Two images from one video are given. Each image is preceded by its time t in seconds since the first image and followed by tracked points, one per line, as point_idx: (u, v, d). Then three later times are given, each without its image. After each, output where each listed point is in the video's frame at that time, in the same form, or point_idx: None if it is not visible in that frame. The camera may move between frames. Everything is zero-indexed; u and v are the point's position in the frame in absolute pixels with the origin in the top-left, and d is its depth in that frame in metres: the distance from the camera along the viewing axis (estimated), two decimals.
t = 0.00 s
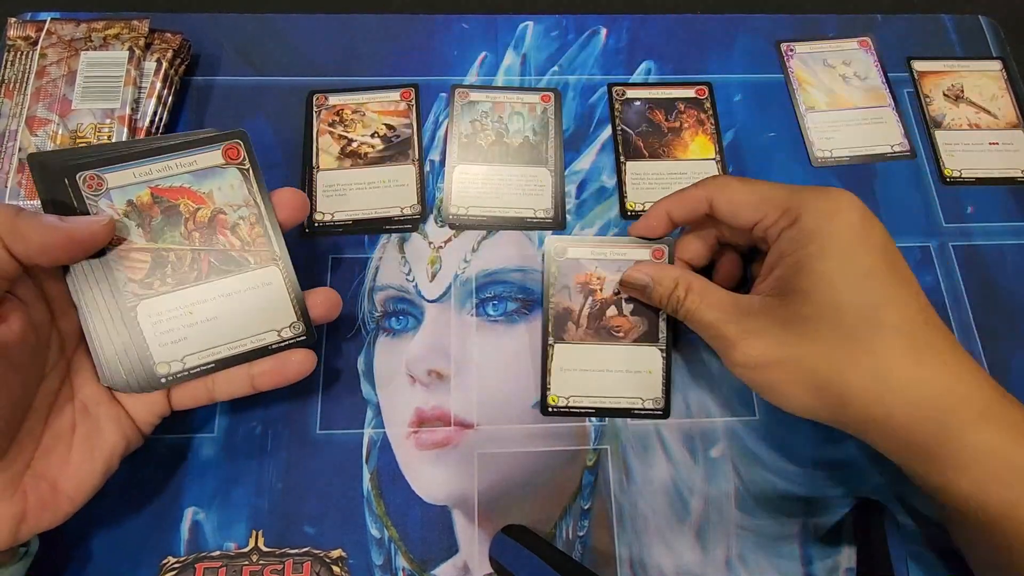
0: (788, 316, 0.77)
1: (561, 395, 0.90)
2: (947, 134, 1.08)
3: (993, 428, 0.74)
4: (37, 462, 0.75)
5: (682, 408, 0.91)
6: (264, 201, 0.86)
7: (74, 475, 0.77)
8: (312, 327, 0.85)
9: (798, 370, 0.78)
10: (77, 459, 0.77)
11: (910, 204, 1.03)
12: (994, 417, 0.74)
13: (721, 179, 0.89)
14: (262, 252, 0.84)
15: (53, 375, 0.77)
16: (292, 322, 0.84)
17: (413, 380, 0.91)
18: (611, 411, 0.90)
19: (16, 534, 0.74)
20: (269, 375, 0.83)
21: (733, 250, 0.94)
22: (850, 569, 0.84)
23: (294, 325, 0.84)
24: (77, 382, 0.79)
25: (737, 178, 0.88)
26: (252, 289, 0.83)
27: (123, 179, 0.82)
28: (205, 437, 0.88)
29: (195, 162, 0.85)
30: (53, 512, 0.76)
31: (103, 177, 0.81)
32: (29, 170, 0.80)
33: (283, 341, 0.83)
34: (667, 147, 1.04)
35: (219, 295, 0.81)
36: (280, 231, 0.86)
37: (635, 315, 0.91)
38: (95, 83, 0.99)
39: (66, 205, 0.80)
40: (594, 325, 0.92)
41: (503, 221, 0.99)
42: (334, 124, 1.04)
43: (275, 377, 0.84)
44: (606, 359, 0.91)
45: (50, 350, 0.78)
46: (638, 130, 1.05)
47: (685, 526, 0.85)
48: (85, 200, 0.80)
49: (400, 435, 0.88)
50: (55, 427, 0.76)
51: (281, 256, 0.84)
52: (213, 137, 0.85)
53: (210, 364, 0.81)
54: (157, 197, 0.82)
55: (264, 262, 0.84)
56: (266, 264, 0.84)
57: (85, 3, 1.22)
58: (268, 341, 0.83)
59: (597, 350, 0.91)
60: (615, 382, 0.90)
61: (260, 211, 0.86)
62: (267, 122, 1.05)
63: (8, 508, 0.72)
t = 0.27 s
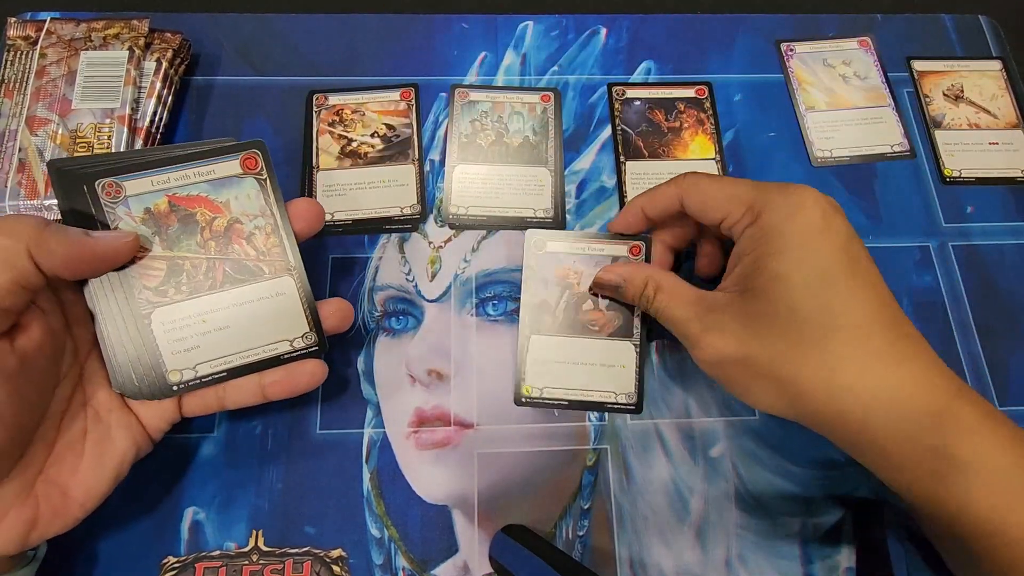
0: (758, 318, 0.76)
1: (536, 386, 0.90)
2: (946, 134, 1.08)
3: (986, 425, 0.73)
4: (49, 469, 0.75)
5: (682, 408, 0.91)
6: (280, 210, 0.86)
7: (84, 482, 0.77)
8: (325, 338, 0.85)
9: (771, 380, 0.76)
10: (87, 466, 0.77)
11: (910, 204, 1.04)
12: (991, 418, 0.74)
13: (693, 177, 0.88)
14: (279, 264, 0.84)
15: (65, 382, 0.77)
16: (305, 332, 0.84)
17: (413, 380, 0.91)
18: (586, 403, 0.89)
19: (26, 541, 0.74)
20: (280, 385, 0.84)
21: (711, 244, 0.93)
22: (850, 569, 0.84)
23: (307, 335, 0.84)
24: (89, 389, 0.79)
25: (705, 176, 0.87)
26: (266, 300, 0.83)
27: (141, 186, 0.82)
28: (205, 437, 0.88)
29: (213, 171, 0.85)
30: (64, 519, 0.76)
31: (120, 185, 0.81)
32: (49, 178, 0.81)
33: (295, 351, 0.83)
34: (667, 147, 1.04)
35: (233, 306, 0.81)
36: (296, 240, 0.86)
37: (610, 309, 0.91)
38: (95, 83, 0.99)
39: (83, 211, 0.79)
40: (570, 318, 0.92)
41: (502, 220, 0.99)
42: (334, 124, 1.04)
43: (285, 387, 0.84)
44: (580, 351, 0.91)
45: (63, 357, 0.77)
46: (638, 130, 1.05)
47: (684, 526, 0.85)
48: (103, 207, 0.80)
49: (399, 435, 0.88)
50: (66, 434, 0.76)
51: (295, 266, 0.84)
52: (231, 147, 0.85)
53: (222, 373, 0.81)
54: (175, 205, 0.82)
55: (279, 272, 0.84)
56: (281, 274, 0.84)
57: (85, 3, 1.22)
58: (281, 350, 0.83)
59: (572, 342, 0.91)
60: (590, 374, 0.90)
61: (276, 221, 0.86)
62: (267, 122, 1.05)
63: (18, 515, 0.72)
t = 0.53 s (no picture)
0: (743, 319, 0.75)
1: (533, 387, 0.90)
2: (946, 134, 1.08)
3: (985, 424, 0.72)
4: (57, 472, 0.75)
5: (682, 409, 0.91)
6: (289, 216, 0.86)
7: (92, 485, 0.77)
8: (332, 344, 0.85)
9: (760, 387, 0.75)
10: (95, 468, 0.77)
11: (910, 204, 1.04)
12: (989, 418, 0.73)
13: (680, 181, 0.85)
14: (287, 271, 0.83)
15: (75, 386, 0.77)
16: (312, 339, 0.84)
17: (413, 380, 0.91)
18: (584, 403, 0.90)
19: (34, 544, 0.74)
20: (286, 390, 0.83)
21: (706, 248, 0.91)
22: (850, 568, 0.84)
23: (315, 341, 0.84)
24: (97, 392, 0.79)
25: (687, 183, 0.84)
26: (274, 306, 0.82)
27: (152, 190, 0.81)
28: (206, 437, 0.88)
29: (223, 176, 0.84)
30: (71, 522, 0.76)
31: (131, 189, 0.81)
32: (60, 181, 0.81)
33: (303, 357, 0.83)
34: (667, 147, 1.04)
35: (242, 311, 0.81)
36: (304, 246, 0.85)
37: (607, 312, 0.92)
38: (95, 83, 0.99)
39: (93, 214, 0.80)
40: (569, 318, 0.93)
41: (502, 220, 0.99)
42: (334, 124, 1.04)
43: (291, 393, 0.84)
44: (575, 352, 0.92)
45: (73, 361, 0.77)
46: (638, 130, 1.05)
47: (684, 526, 0.85)
48: (113, 211, 0.80)
49: (400, 434, 0.88)
50: (76, 438, 0.77)
51: (303, 272, 0.84)
52: (242, 151, 0.85)
53: (229, 378, 0.81)
54: (186, 210, 0.82)
55: (287, 277, 0.83)
56: (288, 280, 0.83)
57: (85, 3, 1.22)
58: (288, 356, 0.83)
59: (567, 342, 0.92)
60: (586, 375, 0.91)
61: (285, 226, 0.85)
62: (267, 122, 1.05)
63: (26, 519, 0.73)
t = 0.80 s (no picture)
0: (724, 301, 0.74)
1: (534, 386, 0.90)
2: (946, 134, 1.08)
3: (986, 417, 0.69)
4: (62, 474, 0.76)
5: (682, 409, 0.91)
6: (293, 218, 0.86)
7: (97, 486, 0.77)
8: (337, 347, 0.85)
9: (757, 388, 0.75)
10: (100, 470, 0.78)
11: (910, 204, 1.04)
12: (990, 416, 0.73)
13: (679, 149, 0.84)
14: (291, 272, 0.83)
15: (83, 389, 0.78)
16: (316, 341, 0.83)
17: (413, 380, 0.91)
18: (585, 403, 0.90)
19: (38, 545, 0.74)
20: (291, 393, 0.84)
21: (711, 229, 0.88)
22: (850, 568, 0.84)
23: (318, 343, 0.83)
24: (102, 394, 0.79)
25: (691, 146, 0.83)
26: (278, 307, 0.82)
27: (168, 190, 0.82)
28: (206, 437, 0.88)
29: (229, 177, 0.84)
30: (75, 523, 0.76)
31: (138, 191, 0.81)
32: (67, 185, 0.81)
33: (306, 359, 0.83)
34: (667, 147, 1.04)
35: (246, 312, 0.81)
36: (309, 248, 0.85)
37: (605, 309, 0.93)
38: (95, 83, 0.99)
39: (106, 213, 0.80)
40: (568, 318, 0.93)
41: (502, 220, 0.99)
42: (334, 124, 1.04)
43: (296, 395, 0.84)
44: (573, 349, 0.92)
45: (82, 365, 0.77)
46: (638, 130, 1.05)
47: (684, 526, 0.85)
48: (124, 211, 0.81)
49: (400, 434, 0.88)
50: (81, 440, 0.77)
51: (308, 273, 0.84)
52: (248, 153, 0.85)
53: (233, 379, 0.80)
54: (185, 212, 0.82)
55: (290, 279, 0.83)
56: (293, 282, 0.83)
57: (85, 3, 1.22)
58: (292, 358, 0.83)
59: (567, 341, 0.92)
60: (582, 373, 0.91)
61: (290, 228, 0.85)
62: (267, 122, 1.05)
63: (30, 520, 0.73)
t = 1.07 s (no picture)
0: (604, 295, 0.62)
1: (534, 387, 0.90)
2: (946, 134, 1.08)
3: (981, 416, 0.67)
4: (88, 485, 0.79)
5: (682, 409, 0.90)
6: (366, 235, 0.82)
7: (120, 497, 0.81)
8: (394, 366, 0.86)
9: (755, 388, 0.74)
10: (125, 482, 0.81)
11: (910, 204, 1.04)
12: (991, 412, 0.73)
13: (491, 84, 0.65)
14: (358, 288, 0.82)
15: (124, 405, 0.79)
16: (374, 358, 0.85)
17: (413, 380, 0.91)
18: (588, 403, 0.89)
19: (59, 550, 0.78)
20: (302, 412, 0.86)
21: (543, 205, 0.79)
22: (850, 568, 0.84)
23: (377, 360, 0.85)
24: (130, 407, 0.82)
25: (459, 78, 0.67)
26: (344, 322, 0.83)
27: (198, 206, 0.79)
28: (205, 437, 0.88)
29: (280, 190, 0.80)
30: (95, 529, 0.80)
31: (223, 195, 0.79)
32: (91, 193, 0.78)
33: (364, 374, 0.85)
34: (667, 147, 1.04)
35: (313, 323, 0.82)
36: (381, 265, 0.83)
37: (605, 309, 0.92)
38: (95, 83, 0.99)
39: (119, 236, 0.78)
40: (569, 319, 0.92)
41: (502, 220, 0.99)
42: (334, 124, 1.04)
43: (308, 413, 0.86)
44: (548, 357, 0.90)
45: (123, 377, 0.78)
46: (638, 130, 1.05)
47: (685, 526, 0.85)
48: (139, 229, 0.78)
49: (400, 434, 0.88)
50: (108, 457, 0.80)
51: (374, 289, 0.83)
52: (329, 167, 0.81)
53: (292, 386, 0.83)
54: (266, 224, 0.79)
55: (358, 294, 0.82)
56: (359, 298, 0.82)
57: (84, 3, 1.22)
58: (349, 371, 0.84)
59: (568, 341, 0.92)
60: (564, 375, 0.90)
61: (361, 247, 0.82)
62: (267, 122, 1.05)
63: (56, 529, 0.77)
